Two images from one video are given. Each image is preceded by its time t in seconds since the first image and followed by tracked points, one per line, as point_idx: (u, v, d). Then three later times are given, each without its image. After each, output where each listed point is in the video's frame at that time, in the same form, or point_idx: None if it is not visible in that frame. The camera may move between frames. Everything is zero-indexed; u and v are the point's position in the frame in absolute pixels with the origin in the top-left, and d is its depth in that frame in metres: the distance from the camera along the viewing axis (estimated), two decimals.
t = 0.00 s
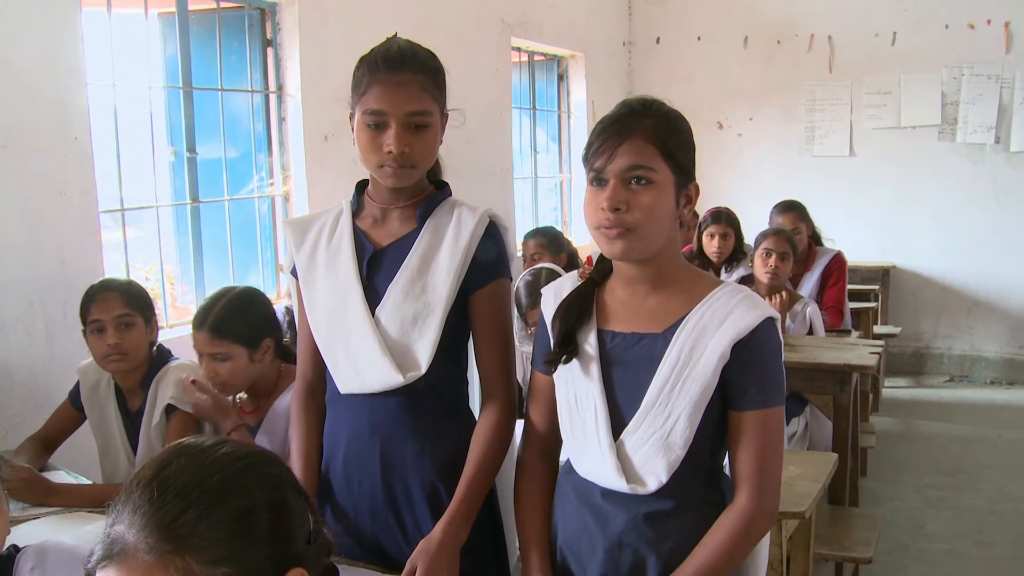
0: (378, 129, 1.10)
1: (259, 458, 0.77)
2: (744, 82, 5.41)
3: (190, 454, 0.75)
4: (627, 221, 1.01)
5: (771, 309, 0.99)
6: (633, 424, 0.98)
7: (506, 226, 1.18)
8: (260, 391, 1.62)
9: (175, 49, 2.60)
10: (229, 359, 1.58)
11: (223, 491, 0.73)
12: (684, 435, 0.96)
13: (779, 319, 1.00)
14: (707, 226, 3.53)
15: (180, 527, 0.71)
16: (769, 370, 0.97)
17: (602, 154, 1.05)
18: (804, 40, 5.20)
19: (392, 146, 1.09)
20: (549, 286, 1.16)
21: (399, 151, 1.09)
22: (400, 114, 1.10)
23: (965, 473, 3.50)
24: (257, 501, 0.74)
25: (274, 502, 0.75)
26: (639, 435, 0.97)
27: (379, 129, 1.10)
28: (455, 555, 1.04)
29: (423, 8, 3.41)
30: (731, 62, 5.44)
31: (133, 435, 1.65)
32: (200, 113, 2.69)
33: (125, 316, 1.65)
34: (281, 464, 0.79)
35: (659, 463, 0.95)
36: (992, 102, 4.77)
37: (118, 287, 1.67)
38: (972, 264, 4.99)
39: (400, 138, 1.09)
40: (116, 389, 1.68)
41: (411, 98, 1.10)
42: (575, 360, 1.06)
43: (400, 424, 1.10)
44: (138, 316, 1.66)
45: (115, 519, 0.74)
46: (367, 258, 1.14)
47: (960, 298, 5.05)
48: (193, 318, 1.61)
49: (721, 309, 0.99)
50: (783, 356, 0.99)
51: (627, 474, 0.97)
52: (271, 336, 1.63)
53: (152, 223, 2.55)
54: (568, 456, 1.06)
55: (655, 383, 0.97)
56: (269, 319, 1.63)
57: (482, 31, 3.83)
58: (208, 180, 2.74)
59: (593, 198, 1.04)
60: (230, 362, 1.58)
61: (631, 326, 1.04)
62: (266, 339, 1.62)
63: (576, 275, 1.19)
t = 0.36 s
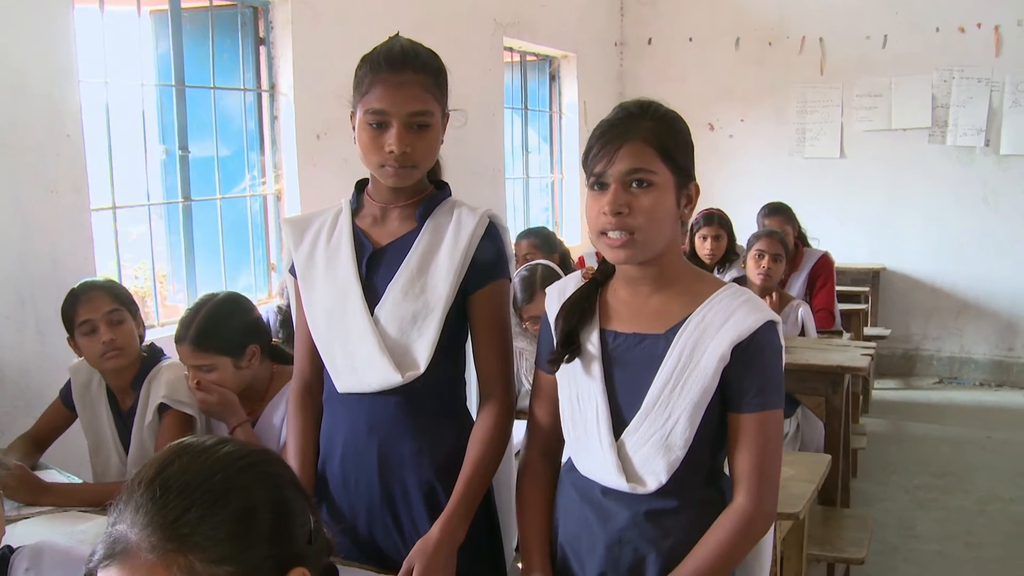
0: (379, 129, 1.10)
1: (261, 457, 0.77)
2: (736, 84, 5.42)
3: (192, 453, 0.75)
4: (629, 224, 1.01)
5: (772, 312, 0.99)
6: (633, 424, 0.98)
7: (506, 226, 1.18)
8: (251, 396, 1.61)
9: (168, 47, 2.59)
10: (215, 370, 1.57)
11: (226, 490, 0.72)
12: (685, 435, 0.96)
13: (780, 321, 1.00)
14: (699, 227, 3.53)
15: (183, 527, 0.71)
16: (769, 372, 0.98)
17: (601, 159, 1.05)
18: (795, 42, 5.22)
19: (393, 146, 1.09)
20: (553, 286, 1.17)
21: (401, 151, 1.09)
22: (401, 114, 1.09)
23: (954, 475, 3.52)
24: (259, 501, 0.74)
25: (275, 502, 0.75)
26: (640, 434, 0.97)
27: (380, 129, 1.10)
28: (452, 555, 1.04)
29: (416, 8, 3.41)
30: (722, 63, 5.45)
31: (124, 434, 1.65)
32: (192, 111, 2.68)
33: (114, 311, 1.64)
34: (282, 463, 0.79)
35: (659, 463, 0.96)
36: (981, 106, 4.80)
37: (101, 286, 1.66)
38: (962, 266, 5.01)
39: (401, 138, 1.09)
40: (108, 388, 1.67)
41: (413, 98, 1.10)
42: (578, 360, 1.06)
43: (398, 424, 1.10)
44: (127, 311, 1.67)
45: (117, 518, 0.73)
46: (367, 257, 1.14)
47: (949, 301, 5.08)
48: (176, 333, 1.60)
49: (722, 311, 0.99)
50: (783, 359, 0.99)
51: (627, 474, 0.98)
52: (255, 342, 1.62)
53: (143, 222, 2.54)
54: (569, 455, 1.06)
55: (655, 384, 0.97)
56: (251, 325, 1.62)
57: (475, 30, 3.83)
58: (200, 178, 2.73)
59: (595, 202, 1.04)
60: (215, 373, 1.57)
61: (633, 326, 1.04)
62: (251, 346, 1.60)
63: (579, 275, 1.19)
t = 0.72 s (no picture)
0: (380, 129, 1.10)
1: (265, 460, 0.77)
2: (728, 83, 5.43)
3: (197, 456, 0.74)
4: (643, 224, 1.01)
5: (772, 310, 1.00)
6: (634, 421, 0.98)
7: (505, 225, 1.18)
8: (252, 395, 1.60)
9: (160, 47, 2.58)
10: (216, 371, 1.56)
11: (232, 492, 0.72)
12: (686, 432, 0.96)
13: (779, 318, 1.00)
14: (694, 226, 3.53)
15: (190, 531, 0.70)
16: (769, 369, 0.98)
17: (611, 158, 1.04)
18: (787, 41, 5.23)
19: (394, 146, 1.08)
20: (553, 286, 1.17)
21: (401, 151, 1.08)
22: (402, 113, 1.09)
23: (947, 472, 3.53)
24: (264, 502, 0.73)
25: (280, 503, 0.75)
26: (641, 432, 0.97)
27: (381, 128, 1.10)
28: (454, 556, 1.03)
29: (408, 7, 3.40)
30: (714, 62, 5.46)
31: (117, 436, 1.64)
32: (185, 111, 2.67)
33: (107, 316, 1.63)
34: (286, 465, 0.79)
35: (660, 460, 0.96)
36: (972, 104, 4.82)
37: (95, 289, 1.65)
38: (954, 264, 5.04)
39: (402, 138, 1.09)
40: (101, 390, 1.66)
41: (416, 98, 1.10)
42: (578, 359, 1.06)
43: (398, 424, 1.10)
44: (122, 315, 1.65)
45: (122, 523, 0.73)
46: (366, 257, 1.14)
47: (941, 298, 5.10)
48: (175, 336, 1.59)
49: (722, 308, 0.99)
50: (783, 356, 0.99)
51: (628, 471, 0.97)
52: (255, 342, 1.61)
53: (136, 222, 2.53)
54: (570, 454, 1.06)
55: (656, 381, 0.97)
56: (249, 325, 1.61)
57: (467, 30, 3.82)
58: (193, 178, 2.72)
59: (606, 201, 1.04)
60: (216, 374, 1.56)
61: (633, 325, 1.04)
62: (251, 345, 1.60)
63: (579, 275, 1.20)
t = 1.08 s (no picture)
0: (377, 133, 1.09)
1: (269, 468, 0.75)
2: (716, 84, 5.45)
3: (200, 467, 0.73)
4: (645, 225, 1.01)
5: (770, 311, 1.00)
6: (631, 422, 0.98)
7: (502, 227, 1.18)
8: (249, 402, 1.60)
9: (149, 50, 2.56)
10: (214, 378, 1.54)
11: (236, 505, 0.71)
12: (683, 432, 0.96)
13: (777, 320, 1.00)
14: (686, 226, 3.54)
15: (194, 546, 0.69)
16: (768, 370, 0.98)
17: (613, 159, 1.04)
18: (775, 42, 5.25)
19: (391, 149, 1.08)
20: (551, 289, 1.17)
21: (399, 154, 1.08)
22: (399, 116, 1.09)
23: (939, 470, 3.55)
24: (270, 516, 0.71)
25: (287, 516, 0.73)
26: (637, 433, 0.97)
27: (377, 131, 1.09)
28: (455, 561, 1.03)
29: (398, 10, 3.40)
30: (702, 64, 5.47)
31: (108, 442, 1.62)
32: (174, 114, 2.66)
33: (84, 330, 1.57)
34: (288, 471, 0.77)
35: (658, 461, 0.95)
36: (959, 104, 4.85)
37: (73, 299, 1.59)
38: (943, 263, 5.06)
39: (399, 141, 1.08)
40: (92, 395, 1.65)
41: (413, 101, 1.09)
42: (575, 361, 1.06)
43: (396, 428, 1.09)
44: (100, 326, 1.59)
45: (127, 536, 0.72)
46: (362, 260, 1.13)
47: (930, 297, 5.13)
48: (170, 342, 1.56)
49: (719, 310, 0.99)
50: (781, 357, 0.99)
51: (626, 473, 0.97)
52: (250, 346, 1.60)
53: (126, 227, 2.51)
54: (568, 457, 1.06)
55: (653, 382, 0.97)
56: (245, 330, 1.60)
57: (457, 32, 3.82)
58: (183, 182, 2.71)
59: (606, 203, 1.04)
60: (214, 382, 1.54)
61: (630, 326, 1.04)
62: (247, 350, 1.59)
63: (577, 278, 1.20)
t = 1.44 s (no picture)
0: (373, 139, 1.08)
1: (276, 476, 0.69)
2: (705, 86, 5.46)
3: (205, 474, 0.67)
4: (629, 218, 1.01)
5: (770, 313, 1.00)
6: (632, 423, 0.98)
7: (500, 228, 1.17)
8: (242, 403, 1.61)
9: (138, 51, 2.54)
10: (212, 380, 1.56)
11: (245, 513, 0.65)
12: (684, 434, 0.95)
13: (777, 322, 1.00)
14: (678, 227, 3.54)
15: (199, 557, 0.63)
16: (770, 372, 0.98)
17: (599, 157, 1.05)
18: (764, 43, 5.27)
19: (388, 156, 1.07)
20: (549, 290, 1.17)
21: (395, 162, 1.07)
22: (395, 123, 1.07)
23: (929, 470, 3.56)
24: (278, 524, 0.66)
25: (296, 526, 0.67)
26: (638, 434, 0.97)
27: (373, 138, 1.08)
28: (455, 564, 1.02)
29: (388, 11, 3.38)
30: (691, 65, 5.48)
31: (99, 446, 1.60)
32: (163, 116, 2.64)
33: (62, 337, 1.55)
34: (295, 480, 0.71)
35: (659, 463, 0.95)
36: (947, 105, 4.88)
37: (52, 305, 1.56)
38: (932, 264, 5.09)
39: (396, 148, 1.07)
40: (83, 398, 1.62)
41: (407, 106, 1.08)
42: (575, 361, 1.05)
43: (395, 431, 1.08)
44: (78, 332, 1.56)
45: (129, 548, 0.66)
46: (359, 262, 1.12)
47: (919, 298, 5.15)
48: (166, 343, 1.56)
49: (720, 312, 0.99)
50: (783, 360, 0.99)
51: (626, 474, 0.96)
52: (247, 347, 1.62)
53: (115, 228, 2.49)
54: (567, 459, 1.05)
55: (654, 383, 0.97)
56: (241, 331, 1.61)
57: (447, 33, 3.81)
58: (172, 184, 2.69)
59: (594, 200, 1.04)
60: (211, 385, 1.56)
61: (630, 326, 1.04)
62: (243, 350, 1.60)
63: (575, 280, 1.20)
